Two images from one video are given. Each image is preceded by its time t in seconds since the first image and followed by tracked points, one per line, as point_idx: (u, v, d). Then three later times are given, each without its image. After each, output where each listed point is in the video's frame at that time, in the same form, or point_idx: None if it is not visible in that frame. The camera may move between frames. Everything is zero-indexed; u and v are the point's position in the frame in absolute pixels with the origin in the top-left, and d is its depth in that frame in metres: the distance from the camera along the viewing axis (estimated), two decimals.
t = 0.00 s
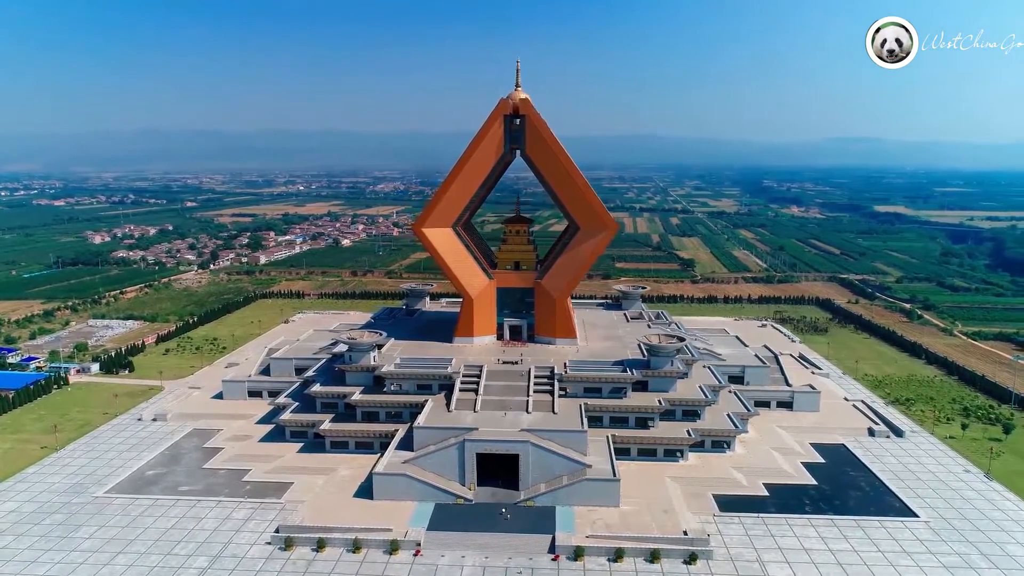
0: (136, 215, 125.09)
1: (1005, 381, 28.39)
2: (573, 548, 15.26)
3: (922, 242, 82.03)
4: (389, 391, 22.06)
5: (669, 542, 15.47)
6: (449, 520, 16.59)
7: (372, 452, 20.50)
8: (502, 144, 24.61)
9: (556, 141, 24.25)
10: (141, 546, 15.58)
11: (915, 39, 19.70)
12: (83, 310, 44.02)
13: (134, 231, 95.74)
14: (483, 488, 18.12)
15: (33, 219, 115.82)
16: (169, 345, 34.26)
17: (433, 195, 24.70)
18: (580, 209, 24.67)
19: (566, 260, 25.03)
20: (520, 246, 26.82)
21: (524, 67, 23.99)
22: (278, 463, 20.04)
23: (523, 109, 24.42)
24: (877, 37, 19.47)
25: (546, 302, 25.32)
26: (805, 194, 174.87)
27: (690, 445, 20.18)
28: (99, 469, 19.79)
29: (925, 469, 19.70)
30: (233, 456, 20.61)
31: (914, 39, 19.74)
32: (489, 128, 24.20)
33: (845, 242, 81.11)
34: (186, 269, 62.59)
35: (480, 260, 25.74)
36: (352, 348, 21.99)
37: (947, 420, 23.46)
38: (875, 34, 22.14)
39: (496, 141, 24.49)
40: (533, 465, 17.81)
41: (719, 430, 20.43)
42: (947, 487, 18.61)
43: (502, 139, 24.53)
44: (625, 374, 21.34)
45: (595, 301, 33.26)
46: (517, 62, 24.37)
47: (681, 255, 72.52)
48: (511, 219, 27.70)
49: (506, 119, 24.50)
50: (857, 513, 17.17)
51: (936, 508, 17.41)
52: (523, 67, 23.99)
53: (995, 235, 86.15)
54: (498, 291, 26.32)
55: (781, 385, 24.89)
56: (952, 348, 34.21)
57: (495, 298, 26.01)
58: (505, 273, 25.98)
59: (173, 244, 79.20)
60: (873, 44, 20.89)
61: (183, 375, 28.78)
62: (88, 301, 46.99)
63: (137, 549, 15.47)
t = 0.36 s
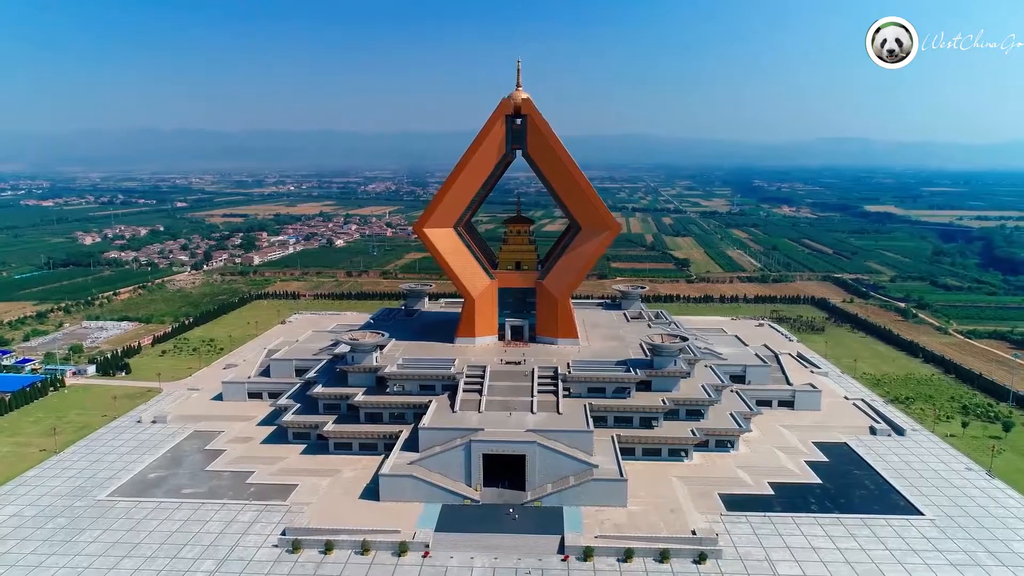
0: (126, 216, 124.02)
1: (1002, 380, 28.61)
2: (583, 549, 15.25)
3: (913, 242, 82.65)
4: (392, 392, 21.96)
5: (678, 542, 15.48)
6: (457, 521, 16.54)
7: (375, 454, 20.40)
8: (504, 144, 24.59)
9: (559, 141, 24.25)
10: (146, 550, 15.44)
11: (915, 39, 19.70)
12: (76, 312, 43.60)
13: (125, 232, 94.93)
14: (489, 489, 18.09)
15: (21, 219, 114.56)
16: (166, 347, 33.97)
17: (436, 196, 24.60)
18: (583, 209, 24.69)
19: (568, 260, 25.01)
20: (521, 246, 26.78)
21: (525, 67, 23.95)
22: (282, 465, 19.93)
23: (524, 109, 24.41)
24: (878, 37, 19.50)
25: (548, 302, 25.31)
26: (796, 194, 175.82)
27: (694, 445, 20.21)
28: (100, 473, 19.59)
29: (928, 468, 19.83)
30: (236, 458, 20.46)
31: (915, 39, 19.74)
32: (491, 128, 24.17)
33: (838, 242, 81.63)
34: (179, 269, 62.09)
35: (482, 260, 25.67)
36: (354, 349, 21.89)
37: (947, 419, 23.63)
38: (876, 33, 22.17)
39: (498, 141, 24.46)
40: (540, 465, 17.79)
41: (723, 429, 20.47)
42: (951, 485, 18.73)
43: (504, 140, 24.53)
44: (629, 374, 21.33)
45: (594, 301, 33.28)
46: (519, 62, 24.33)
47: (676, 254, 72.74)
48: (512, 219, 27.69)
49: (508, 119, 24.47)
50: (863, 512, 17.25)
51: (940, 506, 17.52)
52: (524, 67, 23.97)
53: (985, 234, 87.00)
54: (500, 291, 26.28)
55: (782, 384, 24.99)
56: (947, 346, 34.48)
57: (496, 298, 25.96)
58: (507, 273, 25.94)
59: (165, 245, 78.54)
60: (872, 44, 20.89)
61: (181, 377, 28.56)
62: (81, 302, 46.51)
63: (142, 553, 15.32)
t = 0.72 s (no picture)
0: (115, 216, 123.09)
1: (999, 378, 28.79)
2: (592, 549, 15.24)
3: (904, 241, 83.13)
4: (395, 393, 21.84)
5: (687, 542, 15.48)
6: (464, 522, 16.48)
7: (379, 455, 20.31)
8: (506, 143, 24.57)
9: (560, 141, 24.22)
10: (152, 553, 15.29)
11: (916, 39, 19.71)
12: (69, 313, 43.15)
13: (115, 232, 94.15)
14: (495, 489, 18.04)
15: (9, 220, 113.40)
16: (162, 348, 33.67)
17: (437, 195, 24.51)
18: (584, 209, 24.67)
19: (570, 260, 24.97)
20: (522, 246, 26.75)
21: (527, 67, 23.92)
22: (286, 466, 19.79)
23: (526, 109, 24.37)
24: (878, 38, 19.52)
25: (549, 302, 25.28)
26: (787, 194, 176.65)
27: (699, 444, 20.23)
28: (101, 476, 19.40)
29: (931, 466, 19.94)
30: (238, 460, 20.31)
31: (915, 39, 19.75)
32: (492, 128, 24.14)
33: (830, 242, 82.00)
34: (171, 270, 61.63)
35: (483, 261, 25.59)
36: (356, 349, 21.78)
37: (947, 417, 23.79)
38: (875, 33, 22.22)
39: (500, 141, 24.43)
40: (546, 466, 17.76)
41: (727, 429, 20.50)
42: (954, 483, 18.84)
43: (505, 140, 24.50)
44: (632, 374, 21.33)
45: (593, 301, 33.28)
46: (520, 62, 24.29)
47: (670, 254, 72.91)
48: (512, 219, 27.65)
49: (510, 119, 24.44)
50: (868, 510, 17.33)
51: (944, 504, 17.62)
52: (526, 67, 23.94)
53: (975, 233, 87.66)
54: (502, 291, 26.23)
55: (784, 383, 25.09)
56: (943, 345, 34.70)
57: (497, 299, 25.89)
58: (508, 273, 25.87)
59: (157, 246, 77.99)
60: (873, 45, 20.93)
61: (179, 378, 28.31)
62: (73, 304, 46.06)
63: (148, 557, 15.17)
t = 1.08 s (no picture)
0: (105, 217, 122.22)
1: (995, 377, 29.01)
2: (602, 549, 15.23)
3: (896, 241, 83.64)
4: (397, 393, 21.74)
5: (696, 542, 15.50)
6: (471, 523, 16.43)
7: (384, 456, 20.23)
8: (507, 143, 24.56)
9: (561, 141, 24.21)
10: (158, 557, 15.14)
11: (916, 38, 19.73)
12: (62, 315, 42.74)
13: (105, 233, 93.42)
14: (502, 490, 18.00)
15: None
16: (158, 350, 33.40)
17: (438, 196, 24.42)
18: (585, 209, 24.66)
19: (571, 260, 24.96)
20: (522, 246, 26.70)
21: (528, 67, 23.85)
22: (289, 468, 19.67)
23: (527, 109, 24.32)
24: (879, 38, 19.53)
25: (550, 303, 25.25)
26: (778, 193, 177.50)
27: (703, 444, 20.27)
28: (103, 478, 19.20)
29: (933, 464, 20.07)
30: (241, 462, 20.16)
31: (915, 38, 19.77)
32: (494, 129, 24.09)
33: (823, 241, 82.38)
34: (164, 271, 61.21)
35: (484, 261, 25.53)
36: (359, 350, 21.68)
37: (947, 415, 23.97)
38: (875, 33, 22.27)
39: (501, 141, 24.39)
40: (552, 466, 17.73)
41: (731, 428, 20.55)
42: (956, 480, 18.97)
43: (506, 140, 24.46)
44: (636, 374, 21.34)
45: (592, 301, 33.28)
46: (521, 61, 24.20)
47: (664, 254, 73.08)
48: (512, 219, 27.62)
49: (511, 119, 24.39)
50: (873, 508, 17.40)
51: (948, 502, 17.73)
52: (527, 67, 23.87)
53: (966, 233, 88.30)
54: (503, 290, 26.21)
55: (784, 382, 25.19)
56: (938, 344, 34.93)
57: (498, 299, 25.83)
58: (509, 273, 25.82)
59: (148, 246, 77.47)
60: (873, 44, 20.96)
61: (177, 380, 28.09)
62: (66, 305, 45.64)
63: (153, 560, 15.02)
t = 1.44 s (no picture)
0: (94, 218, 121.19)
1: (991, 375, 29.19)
2: (610, 549, 15.22)
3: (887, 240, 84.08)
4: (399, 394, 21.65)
5: (704, 541, 15.51)
6: (479, 524, 16.38)
7: (387, 457, 20.15)
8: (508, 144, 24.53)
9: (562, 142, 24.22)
10: (163, 561, 14.99)
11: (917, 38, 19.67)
12: (54, 316, 42.31)
13: (95, 233, 92.59)
14: (508, 490, 17.96)
15: None
16: (153, 351, 33.13)
17: (439, 196, 24.35)
18: (586, 209, 24.67)
19: (572, 261, 24.96)
20: (523, 246, 26.67)
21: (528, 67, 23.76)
22: (292, 470, 19.55)
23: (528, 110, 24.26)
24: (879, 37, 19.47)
25: (551, 303, 25.22)
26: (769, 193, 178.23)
27: (706, 444, 20.31)
28: (103, 482, 19.01)
29: (934, 462, 20.20)
30: (243, 464, 20.02)
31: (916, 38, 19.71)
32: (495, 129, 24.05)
33: (815, 241, 82.71)
34: (156, 272, 60.76)
35: (485, 261, 25.47)
36: (361, 351, 21.59)
37: (946, 413, 24.14)
38: (875, 32, 22.23)
39: (502, 141, 24.34)
40: (559, 467, 17.71)
41: (734, 427, 20.61)
42: (958, 478, 19.11)
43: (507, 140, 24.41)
44: (639, 373, 21.35)
45: (591, 300, 33.27)
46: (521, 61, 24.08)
47: (658, 254, 73.20)
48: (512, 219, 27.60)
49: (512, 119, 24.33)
50: (878, 506, 17.49)
51: (952, 499, 17.85)
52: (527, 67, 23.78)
53: (956, 232, 88.87)
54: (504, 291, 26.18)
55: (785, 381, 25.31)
56: (933, 342, 35.14)
57: (499, 299, 25.78)
58: (509, 273, 25.78)
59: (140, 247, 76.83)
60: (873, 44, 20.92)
61: (174, 382, 27.85)
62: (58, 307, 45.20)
63: (158, 564, 14.88)
